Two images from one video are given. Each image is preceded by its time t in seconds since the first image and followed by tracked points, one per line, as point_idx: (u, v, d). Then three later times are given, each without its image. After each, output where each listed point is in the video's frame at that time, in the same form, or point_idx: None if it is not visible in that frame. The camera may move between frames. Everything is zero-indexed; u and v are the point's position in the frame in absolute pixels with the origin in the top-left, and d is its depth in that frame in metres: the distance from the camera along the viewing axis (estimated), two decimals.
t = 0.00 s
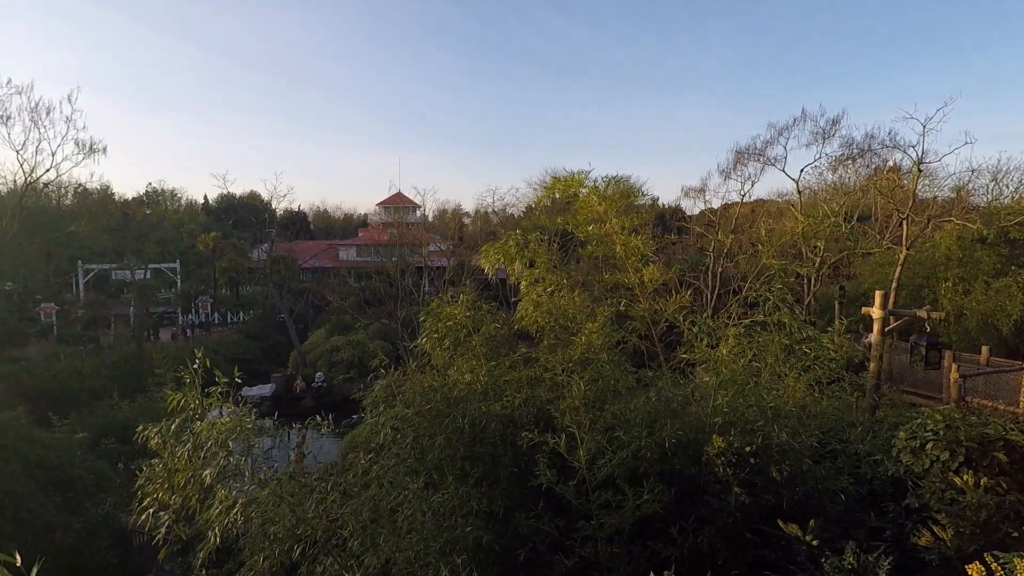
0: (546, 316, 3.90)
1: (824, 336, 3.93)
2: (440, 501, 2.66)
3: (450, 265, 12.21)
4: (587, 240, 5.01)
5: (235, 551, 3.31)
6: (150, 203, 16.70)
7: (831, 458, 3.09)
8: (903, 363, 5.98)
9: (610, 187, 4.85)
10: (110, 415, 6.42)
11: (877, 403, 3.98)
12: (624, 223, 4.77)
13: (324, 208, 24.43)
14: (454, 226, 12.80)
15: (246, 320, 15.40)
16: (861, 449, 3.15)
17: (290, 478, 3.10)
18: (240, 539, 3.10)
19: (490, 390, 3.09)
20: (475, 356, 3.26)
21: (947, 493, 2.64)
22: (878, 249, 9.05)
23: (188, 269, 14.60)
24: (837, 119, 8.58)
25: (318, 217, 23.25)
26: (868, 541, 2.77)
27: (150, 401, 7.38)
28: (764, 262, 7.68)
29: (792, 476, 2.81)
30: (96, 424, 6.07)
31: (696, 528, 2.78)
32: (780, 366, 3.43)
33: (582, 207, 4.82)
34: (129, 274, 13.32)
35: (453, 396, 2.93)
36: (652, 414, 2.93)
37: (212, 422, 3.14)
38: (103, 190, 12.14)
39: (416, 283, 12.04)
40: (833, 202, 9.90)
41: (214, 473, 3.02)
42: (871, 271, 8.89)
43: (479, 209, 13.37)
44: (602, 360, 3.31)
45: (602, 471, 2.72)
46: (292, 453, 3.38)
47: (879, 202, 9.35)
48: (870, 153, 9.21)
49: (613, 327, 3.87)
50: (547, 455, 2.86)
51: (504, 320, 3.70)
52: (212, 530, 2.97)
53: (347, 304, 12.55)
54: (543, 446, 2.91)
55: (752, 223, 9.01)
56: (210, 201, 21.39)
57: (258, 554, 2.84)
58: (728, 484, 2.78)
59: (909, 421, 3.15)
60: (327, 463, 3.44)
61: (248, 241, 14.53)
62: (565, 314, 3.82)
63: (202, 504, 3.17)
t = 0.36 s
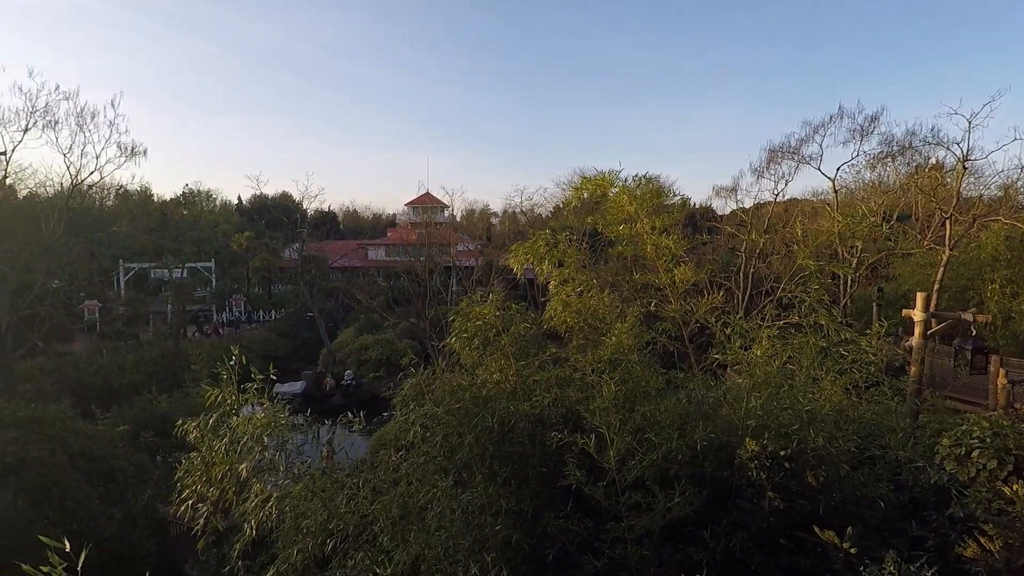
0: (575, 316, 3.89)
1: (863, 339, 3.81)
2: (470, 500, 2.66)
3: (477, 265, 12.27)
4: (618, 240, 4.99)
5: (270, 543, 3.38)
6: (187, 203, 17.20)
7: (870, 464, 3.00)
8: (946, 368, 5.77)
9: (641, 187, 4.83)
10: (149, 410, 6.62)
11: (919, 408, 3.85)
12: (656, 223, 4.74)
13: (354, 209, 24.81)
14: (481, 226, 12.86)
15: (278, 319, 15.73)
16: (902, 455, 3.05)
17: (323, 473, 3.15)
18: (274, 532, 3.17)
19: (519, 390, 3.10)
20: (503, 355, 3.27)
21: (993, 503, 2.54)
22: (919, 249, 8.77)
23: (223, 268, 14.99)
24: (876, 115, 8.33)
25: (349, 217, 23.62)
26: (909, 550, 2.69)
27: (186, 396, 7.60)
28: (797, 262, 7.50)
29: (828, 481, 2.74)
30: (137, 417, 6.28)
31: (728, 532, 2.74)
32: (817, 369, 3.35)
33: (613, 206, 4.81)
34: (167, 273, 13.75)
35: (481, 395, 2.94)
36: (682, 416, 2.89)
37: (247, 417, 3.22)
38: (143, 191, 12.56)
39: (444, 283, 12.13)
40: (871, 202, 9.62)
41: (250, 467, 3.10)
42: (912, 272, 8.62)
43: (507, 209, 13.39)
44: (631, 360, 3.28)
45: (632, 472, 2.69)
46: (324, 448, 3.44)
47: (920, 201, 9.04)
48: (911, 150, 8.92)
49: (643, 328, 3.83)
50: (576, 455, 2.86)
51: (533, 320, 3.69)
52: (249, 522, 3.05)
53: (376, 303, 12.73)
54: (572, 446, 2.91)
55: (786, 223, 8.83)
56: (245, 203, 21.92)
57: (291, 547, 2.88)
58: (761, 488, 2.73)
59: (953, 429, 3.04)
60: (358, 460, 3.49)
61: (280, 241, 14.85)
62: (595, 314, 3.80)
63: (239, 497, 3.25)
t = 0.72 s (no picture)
0: (606, 317, 3.87)
1: (905, 342, 3.69)
2: (500, 499, 2.66)
3: (506, 264, 12.29)
4: (650, 240, 4.95)
5: (302, 536, 3.45)
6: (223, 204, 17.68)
7: (913, 472, 2.90)
8: (993, 373, 5.54)
9: (674, 186, 4.78)
10: (185, 405, 6.82)
11: (964, 415, 3.71)
12: (687, 223, 4.68)
13: (384, 210, 25.12)
14: (509, 226, 12.88)
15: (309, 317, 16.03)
16: (947, 463, 2.95)
17: (354, 470, 3.21)
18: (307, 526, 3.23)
19: (549, 391, 3.09)
20: (532, 355, 3.27)
21: None
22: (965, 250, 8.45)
23: (257, 267, 15.36)
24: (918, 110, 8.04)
25: (379, 218, 23.93)
26: (954, 561, 2.60)
27: (221, 392, 7.82)
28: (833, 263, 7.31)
29: (868, 488, 2.66)
30: (175, 412, 6.48)
31: (762, 537, 2.68)
32: (855, 373, 3.26)
33: (645, 206, 4.77)
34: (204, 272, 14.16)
35: (510, 395, 2.94)
36: (714, 419, 2.85)
37: (282, 414, 3.30)
38: (181, 193, 12.97)
39: (473, 282, 12.19)
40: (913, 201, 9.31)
41: (284, 462, 3.17)
42: (957, 274, 8.31)
43: (535, 209, 13.38)
44: (662, 361, 3.24)
45: (664, 474, 2.66)
46: (355, 445, 3.50)
47: (966, 200, 8.71)
48: (956, 147, 8.60)
49: (674, 329, 3.79)
50: (607, 456, 2.83)
51: (563, 320, 3.68)
52: (283, 516, 3.13)
53: (404, 302, 12.88)
54: (602, 447, 2.88)
55: (822, 223, 8.62)
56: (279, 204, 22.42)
57: (324, 541, 2.94)
58: (797, 494, 2.67)
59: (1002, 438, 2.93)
60: (388, 457, 3.52)
61: (312, 241, 15.14)
62: (625, 315, 3.77)
63: (273, 491, 3.33)
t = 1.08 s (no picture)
0: (635, 317, 3.84)
1: (949, 345, 3.55)
2: (528, 499, 2.65)
3: (533, 264, 12.28)
4: (681, 239, 4.89)
5: (332, 531, 3.50)
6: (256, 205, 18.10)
7: (955, 480, 2.81)
8: None
9: (705, 185, 4.72)
10: (218, 401, 6.99)
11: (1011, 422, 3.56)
12: (719, 222, 4.61)
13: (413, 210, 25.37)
14: (537, 226, 12.87)
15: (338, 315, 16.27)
16: (992, 472, 2.84)
17: (383, 468, 3.25)
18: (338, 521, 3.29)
19: (577, 391, 3.08)
20: (561, 356, 3.26)
21: None
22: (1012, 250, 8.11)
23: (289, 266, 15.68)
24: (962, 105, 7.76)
25: (407, 218, 24.16)
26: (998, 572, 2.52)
27: (254, 388, 8.01)
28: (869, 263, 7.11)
29: (908, 496, 2.58)
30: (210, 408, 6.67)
31: (796, 543, 2.63)
32: (895, 376, 3.15)
33: (676, 205, 4.72)
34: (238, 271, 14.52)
35: (538, 395, 2.92)
36: (746, 422, 2.79)
37: (313, 411, 3.36)
38: (216, 194, 13.33)
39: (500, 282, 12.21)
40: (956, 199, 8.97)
41: (315, 458, 3.23)
42: (1003, 275, 7.99)
43: (562, 209, 13.33)
44: (692, 363, 3.19)
45: (694, 477, 2.62)
46: (384, 442, 3.54)
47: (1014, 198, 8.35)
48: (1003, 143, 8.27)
49: (705, 330, 3.73)
50: (636, 457, 2.81)
51: (591, 320, 3.66)
52: (315, 511, 3.19)
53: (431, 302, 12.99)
54: (631, 449, 2.86)
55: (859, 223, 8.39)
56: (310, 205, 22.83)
57: (354, 537, 2.98)
58: (833, 500, 2.60)
59: None
60: (416, 455, 3.55)
61: (342, 241, 15.38)
62: (654, 316, 3.73)
63: (304, 486, 3.39)
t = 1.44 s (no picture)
0: (665, 318, 3.79)
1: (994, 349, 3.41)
2: (557, 499, 2.63)
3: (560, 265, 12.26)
4: (711, 239, 4.81)
5: (361, 526, 3.56)
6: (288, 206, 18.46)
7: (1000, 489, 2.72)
8: None
9: (738, 184, 4.63)
10: (251, 398, 7.16)
11: None
12: (752, 221, 4.52)
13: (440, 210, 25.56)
14: (564, 226, 12.83)
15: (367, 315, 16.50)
16: None
17: (413, 466, 3.29)
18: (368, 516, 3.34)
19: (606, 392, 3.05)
20: (590, 356, 3.24)
21: None
22: None
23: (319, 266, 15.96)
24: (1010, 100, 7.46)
25: (435, 218, 24.35)
26: None
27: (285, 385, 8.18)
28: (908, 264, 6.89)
29: (950, 505, 2.51)
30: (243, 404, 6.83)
31: (832, 551, 2.57)
32: (937, 381, 3.05)
33: (707, 205, 4.65)
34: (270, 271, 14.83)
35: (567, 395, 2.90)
36: (780, 425, 2.72)
37: (343, 408, 3.40)
38: (249, 195, 13.64)
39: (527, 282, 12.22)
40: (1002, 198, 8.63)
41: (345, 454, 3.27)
42: None
43: (590, 209, 13.27)
44: (724, 364, 3.13)
45: (726, 481, 2.57)
46: (413, 441, 3.57)
47: None
48: None
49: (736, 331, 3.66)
50: (666, 460, 2.78)
51: (620, 321, 3.63)
52: (346, 507, 3.25)
53: (459, 302, 13.08)
54: (661, 451, 2.82)
55: (898, 222, 8.13)
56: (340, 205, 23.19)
57: (384, 533, 3.03)
58: (870, 508, 2.54)
59: None
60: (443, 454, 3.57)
61: (371, 241, 15.58)
62: (684, 317, 3.68)
63: (335, 482, 3.46)
